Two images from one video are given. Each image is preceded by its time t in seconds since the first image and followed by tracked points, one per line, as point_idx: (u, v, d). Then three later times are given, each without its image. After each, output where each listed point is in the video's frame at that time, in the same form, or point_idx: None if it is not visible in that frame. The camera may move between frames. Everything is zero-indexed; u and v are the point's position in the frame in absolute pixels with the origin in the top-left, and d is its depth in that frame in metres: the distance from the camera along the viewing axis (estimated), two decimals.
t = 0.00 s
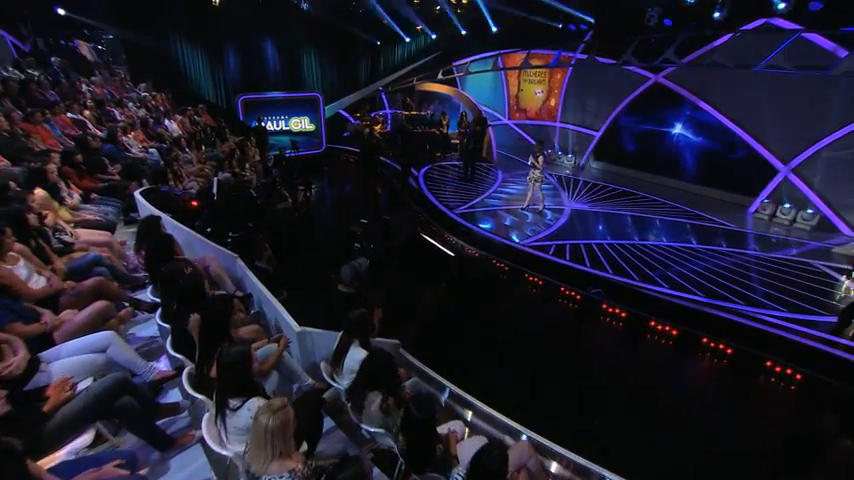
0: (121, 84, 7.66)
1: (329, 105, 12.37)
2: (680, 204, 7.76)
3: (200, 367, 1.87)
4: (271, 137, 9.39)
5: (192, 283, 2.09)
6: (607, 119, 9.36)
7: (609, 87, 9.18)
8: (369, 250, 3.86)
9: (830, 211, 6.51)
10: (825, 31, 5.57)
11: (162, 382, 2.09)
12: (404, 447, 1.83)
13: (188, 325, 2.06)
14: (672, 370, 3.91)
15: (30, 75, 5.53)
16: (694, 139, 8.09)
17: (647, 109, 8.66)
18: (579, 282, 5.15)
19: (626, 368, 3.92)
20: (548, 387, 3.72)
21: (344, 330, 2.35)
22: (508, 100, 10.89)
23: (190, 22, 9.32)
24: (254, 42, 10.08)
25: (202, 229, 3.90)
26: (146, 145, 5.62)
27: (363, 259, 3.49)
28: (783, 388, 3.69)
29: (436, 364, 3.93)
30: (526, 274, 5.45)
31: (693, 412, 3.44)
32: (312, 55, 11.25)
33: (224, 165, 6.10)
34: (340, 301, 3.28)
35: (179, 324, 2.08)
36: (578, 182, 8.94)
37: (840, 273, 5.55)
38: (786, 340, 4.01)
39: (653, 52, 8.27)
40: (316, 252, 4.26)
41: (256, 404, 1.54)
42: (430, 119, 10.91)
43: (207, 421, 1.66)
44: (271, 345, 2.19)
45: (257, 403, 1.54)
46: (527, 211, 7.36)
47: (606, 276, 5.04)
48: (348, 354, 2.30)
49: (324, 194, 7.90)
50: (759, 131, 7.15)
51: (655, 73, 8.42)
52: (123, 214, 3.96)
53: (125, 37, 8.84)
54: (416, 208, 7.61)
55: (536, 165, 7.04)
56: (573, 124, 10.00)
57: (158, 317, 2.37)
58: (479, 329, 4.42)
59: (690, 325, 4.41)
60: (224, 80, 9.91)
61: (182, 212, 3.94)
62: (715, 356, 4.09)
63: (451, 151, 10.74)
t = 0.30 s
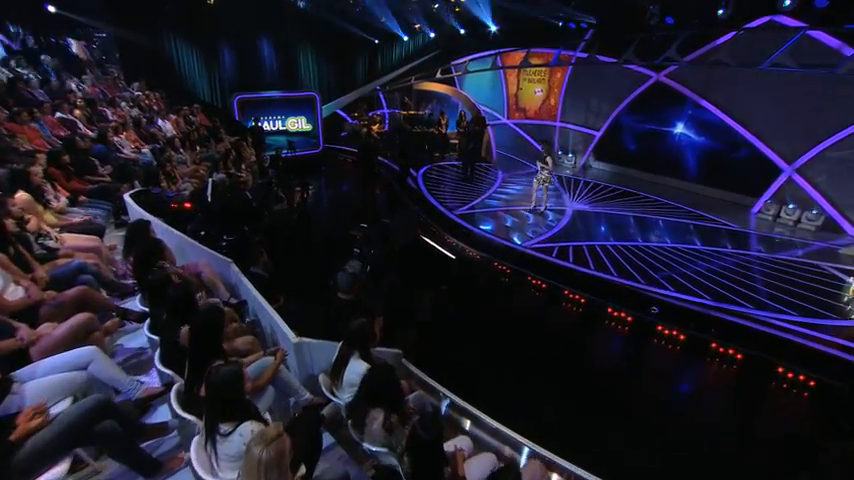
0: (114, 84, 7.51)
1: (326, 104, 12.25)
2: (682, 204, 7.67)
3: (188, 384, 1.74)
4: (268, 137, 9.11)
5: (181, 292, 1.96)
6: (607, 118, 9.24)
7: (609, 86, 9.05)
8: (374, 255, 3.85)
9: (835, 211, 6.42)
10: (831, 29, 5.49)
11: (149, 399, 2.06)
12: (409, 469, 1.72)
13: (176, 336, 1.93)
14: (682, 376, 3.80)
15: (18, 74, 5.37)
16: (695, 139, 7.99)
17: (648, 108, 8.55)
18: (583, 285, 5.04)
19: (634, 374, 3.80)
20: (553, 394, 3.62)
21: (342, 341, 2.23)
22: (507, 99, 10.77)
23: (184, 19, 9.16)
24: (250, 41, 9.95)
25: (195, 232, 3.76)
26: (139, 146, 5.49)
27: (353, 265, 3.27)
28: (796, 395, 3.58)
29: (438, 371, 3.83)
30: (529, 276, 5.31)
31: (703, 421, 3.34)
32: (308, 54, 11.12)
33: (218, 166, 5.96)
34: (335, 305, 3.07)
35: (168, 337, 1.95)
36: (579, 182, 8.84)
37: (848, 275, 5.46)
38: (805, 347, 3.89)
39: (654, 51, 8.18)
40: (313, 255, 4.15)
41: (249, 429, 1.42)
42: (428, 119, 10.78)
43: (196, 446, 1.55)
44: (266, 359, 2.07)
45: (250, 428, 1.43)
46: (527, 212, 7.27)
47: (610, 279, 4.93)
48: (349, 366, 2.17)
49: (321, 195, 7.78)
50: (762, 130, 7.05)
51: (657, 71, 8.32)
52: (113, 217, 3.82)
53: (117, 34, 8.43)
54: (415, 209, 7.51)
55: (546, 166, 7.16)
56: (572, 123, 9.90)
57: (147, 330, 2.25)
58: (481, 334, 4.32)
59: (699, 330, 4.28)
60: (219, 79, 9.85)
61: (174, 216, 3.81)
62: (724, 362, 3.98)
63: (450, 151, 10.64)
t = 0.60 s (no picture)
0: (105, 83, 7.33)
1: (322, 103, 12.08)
2: (684, 204, 7.58)
3: (174, 406, 1.60)
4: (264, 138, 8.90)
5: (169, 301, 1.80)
6: (607, 117, 9.14)
7: (609, 85, 8.96)
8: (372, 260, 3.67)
9: (840, 211, 6.34)
10: (837, 26, 5.41)
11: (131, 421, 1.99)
12: None
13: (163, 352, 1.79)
14: (692, 382, 3.68)
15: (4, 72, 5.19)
16: (696, 138, 7.91)
17: (649, 107, 8.45)
18: (588, 289, 4.92)
19: (642, 381, 3.69)
20: (559, 402, 3.50)
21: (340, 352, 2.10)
22: (505, 98, 10.65)
23: (177, 17, 8.98)
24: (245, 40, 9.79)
25: (187, 236, 3.61)
26: (129, 146, 5.33)
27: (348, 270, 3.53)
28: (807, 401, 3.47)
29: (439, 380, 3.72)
30: (531, 279, 5.17)
31: (715, 430, 3.22)
32: (304, 52, 10.98)
33: (212, 166, 5.79)
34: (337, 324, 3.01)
35: (154, 352, 1.81)
36: (579, 183, 8.74)
37: None
38: (816, 353, 3.81)
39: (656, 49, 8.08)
40: (309, 259, 4.02)
41: (237, 460, 1.30)
42: (426, 118, 10.64)
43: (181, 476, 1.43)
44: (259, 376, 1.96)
45: (239, 459, 1.30)
46: (528, 212, 7.18)
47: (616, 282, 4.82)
48: (348, 381, 2.04)
49: (317, 195, 7.63)
50: (765, 129, 6.95)
51: (657, 69, 8.20)
52: (100, 221, 3.65)
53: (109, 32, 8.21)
54: (413, 211, 7.38)
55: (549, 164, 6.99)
56: (571, 122, 9.80)
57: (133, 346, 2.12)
58: (483, 339, 4.20)
59: (705, 335, 4.19)
60: (213, 79, 9.81)
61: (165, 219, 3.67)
62: (733, 367, 3.87)
63: (448, 150, 10.52)
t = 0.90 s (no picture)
0: (93, 82, 7.14)
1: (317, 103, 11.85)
2: (685, 204, 7.48)
3: (153, 430, 1.45)
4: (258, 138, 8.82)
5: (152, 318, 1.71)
6: (606, 116, 9.04)
7: (608, 83, 8.85)
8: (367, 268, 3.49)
9: (843, 211, 6.27)
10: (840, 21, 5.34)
11: (109, 449, 1.84)
12: None
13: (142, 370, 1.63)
14: (703, 388, 3.55)
15: None
16: (696, 138, 7.82)
17: (648, 106, 8.36)
18: (591, 293, 4.82)
19: (652, 388, 3.55)
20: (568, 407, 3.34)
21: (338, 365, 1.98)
22: (503, 98, 10.46)
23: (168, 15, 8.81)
24: (238, 39, 9.62)
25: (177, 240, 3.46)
26: (117, 147, 5.16)
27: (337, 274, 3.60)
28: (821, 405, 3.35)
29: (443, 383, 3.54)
30: (533, 282, 5.08)
31: (732, 439, 3.08)
32: (298, 50, 10.81)
33: (204, 168, 5.62)
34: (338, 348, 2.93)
35: (133, 370, 1.65)
36: (578, 183, 8.63)
37: None
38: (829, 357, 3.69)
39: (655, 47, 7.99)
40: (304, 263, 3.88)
41: None
42: (422, 118, 10.48)
43: None
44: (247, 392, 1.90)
45: None
46: (528, 213, 7.07)
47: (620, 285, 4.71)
48: (347, 400, 1.90)
49: (312, 197, 7.47)
50: (766, 128, 6.85)
51: (657, 69, 8.07)
52: (85, 225, 3.48)
53: (97, 30, 8.08)
54: (411, 212, 7.23)
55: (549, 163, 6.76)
56: (569, 121, 9.70)
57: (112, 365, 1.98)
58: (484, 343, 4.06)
59: (712, 340, 4.10)
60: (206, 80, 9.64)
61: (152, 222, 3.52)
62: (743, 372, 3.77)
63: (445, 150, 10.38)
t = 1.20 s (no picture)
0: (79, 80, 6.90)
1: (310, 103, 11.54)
2: (685, 204, 7.38)
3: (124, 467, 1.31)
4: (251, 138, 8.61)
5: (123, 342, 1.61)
6: (604, 115, 8.92)
7: (605, 82, 8.75)
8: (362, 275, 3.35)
9: (845, 210, 6.19)
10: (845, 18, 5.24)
11: None
12: None
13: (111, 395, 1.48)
14: (712, 395, 3.46)
15: None
16: (695, 138, 7.71)
17: (647, 105, 8.23)
18: (593, 297, 4.71)
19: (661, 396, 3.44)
20: (576, 418, 3.20)
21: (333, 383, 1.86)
22: (499, 97, 10.31)
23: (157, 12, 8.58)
24: (229, 36, 9.40)
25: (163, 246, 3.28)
26: (103, 148, 4.95)
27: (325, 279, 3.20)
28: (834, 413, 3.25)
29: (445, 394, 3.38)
30: (534, 286, 4.98)
31: (747, 451, 2.96)
32: (291, 48, 10.52)
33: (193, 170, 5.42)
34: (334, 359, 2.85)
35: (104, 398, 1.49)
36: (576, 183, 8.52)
37: None
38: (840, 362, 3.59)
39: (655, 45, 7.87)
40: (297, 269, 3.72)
41: None
42: (417, 118, 10.25)
43: None
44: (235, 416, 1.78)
45: None
46: (527, 214, 6.93)
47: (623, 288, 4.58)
48: (346, 420, 1.78)
49: (306, 199, 7.29)
50: (767, 128, 6.76)
51: (656, 67, 7.96)
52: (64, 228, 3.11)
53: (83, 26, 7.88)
54: (407, 213, 7.07)
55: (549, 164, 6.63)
56: (567, 120, 9.59)
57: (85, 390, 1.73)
58: (485, 350, 3.92)
59: (720, 345, 3.99)
60: (197, 80, 9.45)
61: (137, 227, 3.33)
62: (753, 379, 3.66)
63: (441, 150, 10.24)
